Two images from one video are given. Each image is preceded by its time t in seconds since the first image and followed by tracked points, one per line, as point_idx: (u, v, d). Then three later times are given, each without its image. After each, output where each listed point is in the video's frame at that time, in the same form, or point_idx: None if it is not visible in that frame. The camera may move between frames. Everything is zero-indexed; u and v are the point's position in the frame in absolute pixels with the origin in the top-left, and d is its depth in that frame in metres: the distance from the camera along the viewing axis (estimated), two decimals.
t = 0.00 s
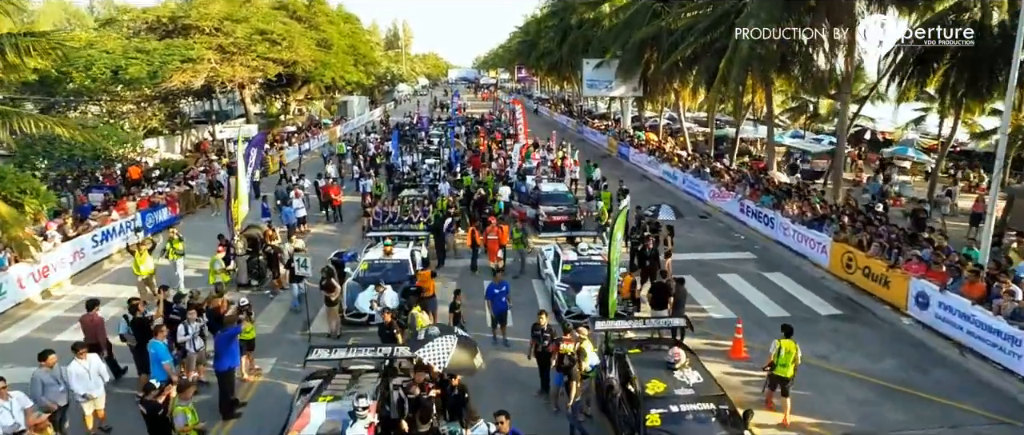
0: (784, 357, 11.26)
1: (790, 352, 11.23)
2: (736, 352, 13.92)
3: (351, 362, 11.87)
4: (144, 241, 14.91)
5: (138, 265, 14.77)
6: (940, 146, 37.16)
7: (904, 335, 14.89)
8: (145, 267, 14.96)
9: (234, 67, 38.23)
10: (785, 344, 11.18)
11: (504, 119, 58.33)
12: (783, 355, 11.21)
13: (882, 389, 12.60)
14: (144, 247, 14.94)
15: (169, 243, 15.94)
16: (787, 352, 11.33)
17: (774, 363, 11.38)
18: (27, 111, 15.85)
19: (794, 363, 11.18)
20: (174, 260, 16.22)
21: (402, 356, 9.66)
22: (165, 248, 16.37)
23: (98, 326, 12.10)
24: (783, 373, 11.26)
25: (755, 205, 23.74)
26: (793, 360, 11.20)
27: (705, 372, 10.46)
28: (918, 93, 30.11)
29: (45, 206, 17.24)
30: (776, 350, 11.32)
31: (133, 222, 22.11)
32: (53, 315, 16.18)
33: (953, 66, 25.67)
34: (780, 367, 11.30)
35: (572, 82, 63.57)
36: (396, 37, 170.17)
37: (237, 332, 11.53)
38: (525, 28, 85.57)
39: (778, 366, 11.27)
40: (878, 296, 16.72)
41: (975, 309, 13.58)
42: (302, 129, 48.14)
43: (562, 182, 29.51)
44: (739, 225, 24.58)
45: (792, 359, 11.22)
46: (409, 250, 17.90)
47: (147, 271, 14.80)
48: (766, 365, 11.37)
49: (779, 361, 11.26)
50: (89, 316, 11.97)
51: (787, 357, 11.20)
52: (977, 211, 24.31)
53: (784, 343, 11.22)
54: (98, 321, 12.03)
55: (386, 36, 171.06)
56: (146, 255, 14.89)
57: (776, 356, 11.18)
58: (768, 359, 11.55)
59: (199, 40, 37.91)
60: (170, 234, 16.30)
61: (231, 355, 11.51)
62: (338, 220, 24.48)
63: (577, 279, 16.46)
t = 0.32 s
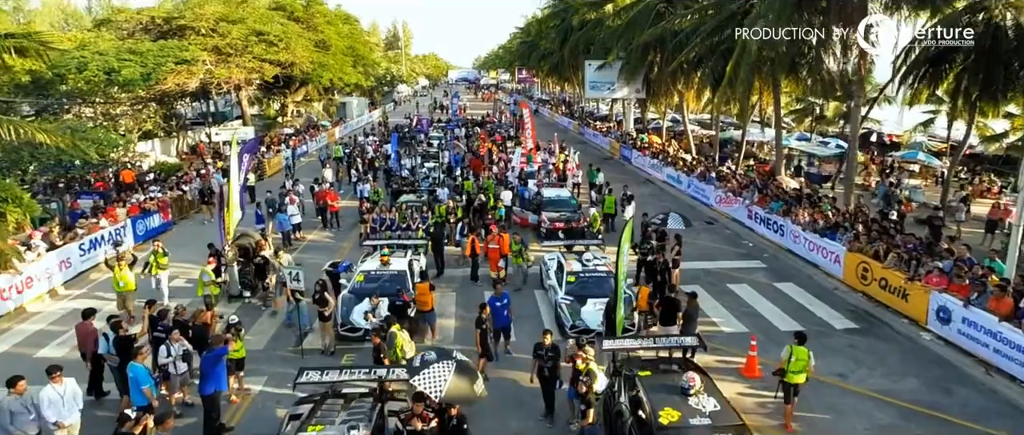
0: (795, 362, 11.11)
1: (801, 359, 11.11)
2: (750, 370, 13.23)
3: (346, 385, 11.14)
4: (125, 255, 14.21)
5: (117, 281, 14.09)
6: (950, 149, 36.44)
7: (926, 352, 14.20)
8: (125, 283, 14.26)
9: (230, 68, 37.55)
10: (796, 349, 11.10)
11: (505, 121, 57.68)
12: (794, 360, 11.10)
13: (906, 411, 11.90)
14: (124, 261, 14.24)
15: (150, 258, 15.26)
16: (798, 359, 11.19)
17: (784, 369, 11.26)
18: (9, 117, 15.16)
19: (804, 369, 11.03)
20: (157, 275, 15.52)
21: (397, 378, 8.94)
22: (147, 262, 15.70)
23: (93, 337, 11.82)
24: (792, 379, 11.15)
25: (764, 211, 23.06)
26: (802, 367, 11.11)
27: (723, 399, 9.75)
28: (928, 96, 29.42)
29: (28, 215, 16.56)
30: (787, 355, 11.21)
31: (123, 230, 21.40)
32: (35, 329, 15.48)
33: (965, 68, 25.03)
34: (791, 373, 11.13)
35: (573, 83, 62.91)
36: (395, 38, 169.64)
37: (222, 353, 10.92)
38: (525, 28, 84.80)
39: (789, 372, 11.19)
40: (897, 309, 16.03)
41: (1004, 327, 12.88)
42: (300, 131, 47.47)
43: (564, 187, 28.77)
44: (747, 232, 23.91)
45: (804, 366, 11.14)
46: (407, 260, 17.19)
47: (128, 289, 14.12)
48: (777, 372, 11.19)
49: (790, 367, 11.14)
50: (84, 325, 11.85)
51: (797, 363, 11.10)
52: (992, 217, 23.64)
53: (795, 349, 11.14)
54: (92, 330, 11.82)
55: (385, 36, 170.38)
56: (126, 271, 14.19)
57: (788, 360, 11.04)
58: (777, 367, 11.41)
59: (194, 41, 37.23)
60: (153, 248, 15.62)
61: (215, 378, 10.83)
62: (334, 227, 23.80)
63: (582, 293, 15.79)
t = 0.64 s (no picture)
0: (808, 371, 10.86)
1: (816, 368, 10.84)
2: (762, 390, 12.54)
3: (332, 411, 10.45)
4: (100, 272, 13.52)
5: (91, 302, 13.45)
6: (956, 152, 35.81)
7: (947, 369, 13.50)
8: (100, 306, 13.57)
9: (222, 69, 36.79)
10: (812, 358, 10.85)
11: (503, 122, 56.97)
12: (809, 368, 10.83)
13: None
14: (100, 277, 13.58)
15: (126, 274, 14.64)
16: (813, 369, 10.93)
17: (796, 377, 11.00)
18: None
19: (817, 380, 10.75)
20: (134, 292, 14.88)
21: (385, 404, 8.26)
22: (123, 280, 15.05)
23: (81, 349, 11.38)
24: (804, 388, 10.89)
25: (771, 217, 22.39)
26: (818, 376, 10.85)
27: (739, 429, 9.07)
28: (937, 97, 28.72)
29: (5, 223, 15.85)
30: (802, 363, 10.95)
31: (107, 238, 20.69)
32: (10, 345, 14.77)
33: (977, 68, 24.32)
34: (804, 382, 10.88)
35: (572, 83, 62.18)
36: (393, 38, 169.10)
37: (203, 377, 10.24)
38: (523, 28, 84.03)
39: (800, 380, 10.92)
40: (912, 322, 15.36)
41: None
42: (295, 133, 46.72)
43: (564, 191, 28.08)
44: (753, 239, 23.25)
45: (818, 375, 10.90)
46: (400, 270, 16.47)
47: (103, 309, 13.41)
48: (789, 378, 11.02)
49: (803, 375, 10.88)
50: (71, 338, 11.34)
51: (811, 372, 10.84)
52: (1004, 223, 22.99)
53: (810, 358, 10.89)
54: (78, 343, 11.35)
55: (383, 36, 169.72)
56: (101, 291, 13.48)
57: (799, 368, 10.85)
58: (792, 373, 11.19)
59: (185, 42, 36.51)
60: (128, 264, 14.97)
61: (194, 404, 10.18)
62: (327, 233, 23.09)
63: (584, 306, 15.08)
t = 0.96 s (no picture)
0: (821, 382, 10.75)
1: (829, 379, 10.72)
2: (778, 414, 11.80)
3: None
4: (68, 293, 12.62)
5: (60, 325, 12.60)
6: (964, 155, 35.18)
7: (970, 388, 12.81)
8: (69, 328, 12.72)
9: (215, 71, 36.06)
10: (824, 368, 10.75)
11: (503, 124, 56.21)
12: (821, 380, 10.72)
13: None
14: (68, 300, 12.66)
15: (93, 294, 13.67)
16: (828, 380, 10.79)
17: (810, 388, 10.90)
18: None
19: (831, 392, 10.64)
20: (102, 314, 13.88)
21: None
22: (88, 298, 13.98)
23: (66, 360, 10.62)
24: (819, 400, 10.77)
25: (779, 224, 21.68)
26: (832, 388, 10.72)
27: None
28: (948, 99, 28.02)
29: None
30: (814, 374, 10.86)
31: (92, 247, 19.96)
32: None
33: (991, 70, 23.62)
34: (817, 393, 10.78)
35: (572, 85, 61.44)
36: (391, 38, 168.28)
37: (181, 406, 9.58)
38: (523, 29, 83.32)
39: (814, 391, 10.80)
40: (931, 337, 14.66)
41: None
42: (292, 135, 45.97)
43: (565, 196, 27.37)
44: (760, 246, 22.56)
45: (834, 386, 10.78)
46: (396, 282, 15.74)
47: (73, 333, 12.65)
48: (801, 388, 10.94)
49: (817, 386, 10.77)
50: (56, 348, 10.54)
51: (825, 383, 10.72)
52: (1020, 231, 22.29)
53: (823, 368, 10.78)
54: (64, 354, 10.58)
55: (381, 36, 168.97)
56: (70, 313, 12.70)
57: (811, 378, 10.76)
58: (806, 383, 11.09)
59: (176, 43, 35.78)
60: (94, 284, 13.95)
61: None
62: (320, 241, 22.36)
63: (588, 321, 14.34)
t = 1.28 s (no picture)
0: (839, 390, 10.26)
1: (846, 387, 10.21)
2: None
3: None
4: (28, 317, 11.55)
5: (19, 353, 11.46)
6: (975, 159, 34.50)
7: (999, 412, 12.08)
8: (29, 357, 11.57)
9: (210, 72, 35.33)
10: (842, 377, 10.26)
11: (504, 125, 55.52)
12: (838, 388, 10.24)
13: None
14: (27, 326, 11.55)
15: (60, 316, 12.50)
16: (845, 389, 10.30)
17: (826, 397, 10.38)
18: None
19: (849, 400, 10.16)
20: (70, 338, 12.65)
21: None
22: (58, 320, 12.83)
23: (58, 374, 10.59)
24: (836, 408, 10.27)
25: (790, 232, 20.94)
26: (849, 396, 10.22)
27: None
28: (961, 102, 27.28)
29: None
30: (832, 382, 10.36)
31: (77, 256, 19.23)
32: None
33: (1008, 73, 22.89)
34: (833, 401, 10.28)
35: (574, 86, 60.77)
36: (392, 38, 167.73)
37: None
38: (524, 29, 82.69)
39: (831, 400, 10.30)
40: (954, 355, 13.94)
41: None
42: (290, 137, 45.31)
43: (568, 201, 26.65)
44: (769, 255, 21.83)
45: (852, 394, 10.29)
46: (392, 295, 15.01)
47: (32, 362, 11.49)
48: (818, 397, 10.42)
49: (834, 394, 10.28)
50: (47, 364, 10.54)
51: (842, 391, 10.23)
52: None
53: (840, 376, 10.30)
54: (55, 370, 10.58)
55: (382, 36, 168.46)
56: (30, 339, 11.53)
57: (828, 385, 10.27)
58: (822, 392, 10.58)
59: (170, 44, 35.06)
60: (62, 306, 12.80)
61: None
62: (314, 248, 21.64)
63: (593, 338, 13.60)
